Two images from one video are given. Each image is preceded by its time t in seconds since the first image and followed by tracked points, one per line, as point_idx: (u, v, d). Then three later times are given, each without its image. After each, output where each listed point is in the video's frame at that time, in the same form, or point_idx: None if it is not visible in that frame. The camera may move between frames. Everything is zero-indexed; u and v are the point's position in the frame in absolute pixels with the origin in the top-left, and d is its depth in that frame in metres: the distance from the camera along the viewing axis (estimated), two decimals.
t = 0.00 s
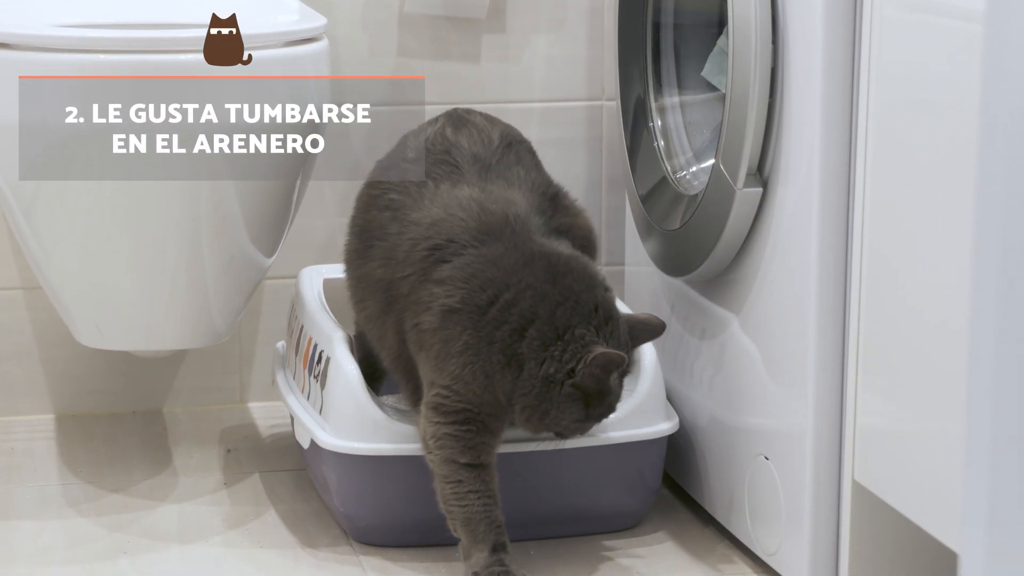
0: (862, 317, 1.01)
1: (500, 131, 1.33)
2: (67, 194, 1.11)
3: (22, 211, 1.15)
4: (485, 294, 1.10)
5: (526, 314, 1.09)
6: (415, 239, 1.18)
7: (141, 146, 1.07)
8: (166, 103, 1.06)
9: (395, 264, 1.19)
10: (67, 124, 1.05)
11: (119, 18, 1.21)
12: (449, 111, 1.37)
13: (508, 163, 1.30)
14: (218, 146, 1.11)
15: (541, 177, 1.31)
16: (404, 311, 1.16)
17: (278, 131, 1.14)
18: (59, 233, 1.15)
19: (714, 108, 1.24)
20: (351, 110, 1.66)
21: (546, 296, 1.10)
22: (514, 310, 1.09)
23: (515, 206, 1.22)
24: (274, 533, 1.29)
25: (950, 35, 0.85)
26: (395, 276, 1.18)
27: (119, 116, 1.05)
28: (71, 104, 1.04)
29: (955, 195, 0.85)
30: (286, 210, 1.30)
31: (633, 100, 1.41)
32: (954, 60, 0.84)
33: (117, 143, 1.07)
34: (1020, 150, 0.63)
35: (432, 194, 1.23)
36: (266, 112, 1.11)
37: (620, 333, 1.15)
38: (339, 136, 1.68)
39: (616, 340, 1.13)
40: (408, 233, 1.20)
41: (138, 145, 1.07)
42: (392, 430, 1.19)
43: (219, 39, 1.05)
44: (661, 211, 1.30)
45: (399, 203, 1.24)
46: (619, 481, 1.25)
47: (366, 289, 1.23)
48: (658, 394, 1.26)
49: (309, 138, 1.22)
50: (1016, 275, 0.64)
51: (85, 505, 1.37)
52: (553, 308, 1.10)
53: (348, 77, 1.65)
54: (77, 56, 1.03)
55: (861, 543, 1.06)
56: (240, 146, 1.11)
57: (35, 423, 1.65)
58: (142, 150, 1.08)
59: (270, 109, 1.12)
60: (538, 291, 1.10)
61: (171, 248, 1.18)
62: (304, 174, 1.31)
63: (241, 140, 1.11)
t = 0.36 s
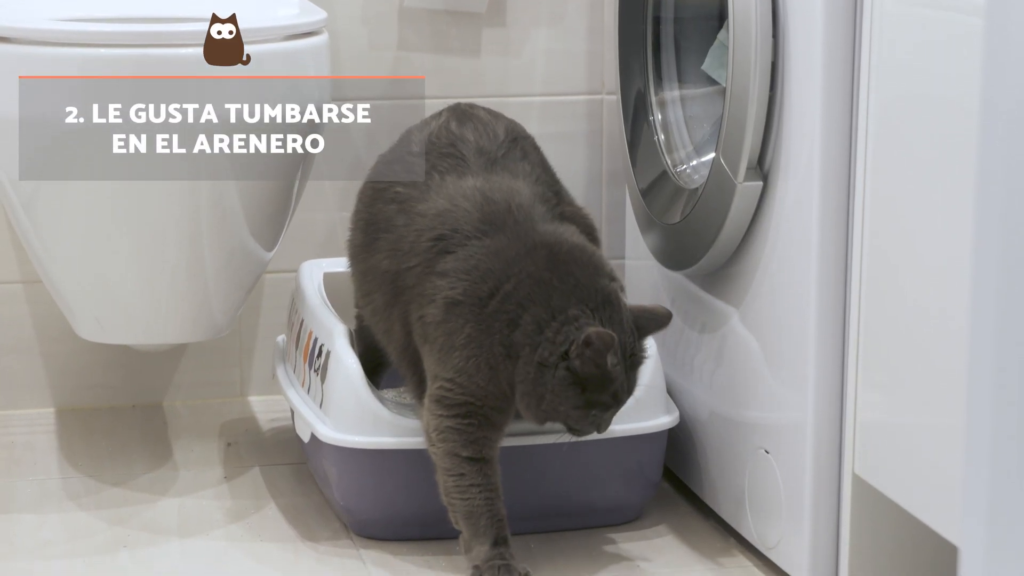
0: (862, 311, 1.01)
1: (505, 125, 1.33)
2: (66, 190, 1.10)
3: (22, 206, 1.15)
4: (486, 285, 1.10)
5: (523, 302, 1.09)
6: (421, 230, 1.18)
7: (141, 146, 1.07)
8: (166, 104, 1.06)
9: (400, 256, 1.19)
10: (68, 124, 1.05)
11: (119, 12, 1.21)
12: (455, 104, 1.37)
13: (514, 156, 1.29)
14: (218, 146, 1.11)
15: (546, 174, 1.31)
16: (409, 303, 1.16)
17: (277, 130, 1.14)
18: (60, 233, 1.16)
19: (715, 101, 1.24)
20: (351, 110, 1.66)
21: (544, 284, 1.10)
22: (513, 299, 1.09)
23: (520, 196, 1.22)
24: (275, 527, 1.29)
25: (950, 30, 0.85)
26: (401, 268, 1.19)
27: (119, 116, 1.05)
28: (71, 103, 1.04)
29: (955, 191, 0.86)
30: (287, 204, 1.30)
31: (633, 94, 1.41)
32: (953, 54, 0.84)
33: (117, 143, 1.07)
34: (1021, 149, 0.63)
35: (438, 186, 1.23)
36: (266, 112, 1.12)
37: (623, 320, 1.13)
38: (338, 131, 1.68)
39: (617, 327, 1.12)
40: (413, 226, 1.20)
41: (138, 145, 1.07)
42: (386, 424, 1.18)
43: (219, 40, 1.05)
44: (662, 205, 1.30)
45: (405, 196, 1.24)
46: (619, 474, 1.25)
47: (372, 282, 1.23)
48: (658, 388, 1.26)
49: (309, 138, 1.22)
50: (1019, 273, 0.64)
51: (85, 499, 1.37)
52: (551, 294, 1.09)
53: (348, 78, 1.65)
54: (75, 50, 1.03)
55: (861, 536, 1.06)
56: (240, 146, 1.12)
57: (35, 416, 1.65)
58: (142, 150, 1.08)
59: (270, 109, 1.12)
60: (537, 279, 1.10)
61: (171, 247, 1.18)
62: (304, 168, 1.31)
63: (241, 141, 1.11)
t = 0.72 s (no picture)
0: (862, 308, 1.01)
1: (509, 124, 1.32)
2: (66, 185, 1.10)
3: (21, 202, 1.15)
4: (484, 277, 1.10)
5: (516, 290, 1.08)
6: (425, 225, 1.19)
7: (141, 146, 1.07)
8: (166, 104, 1.06)
9: (403, 253, 1.19)
10: (67, 124, 1.05)
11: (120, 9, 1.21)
12: (459, 102, 1.37)
13: (521, 158, 1.30)
14: (218, 146, 1.11)
15: (546, 177, 1.32)
16: (411, 299, 1.17)
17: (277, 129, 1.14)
18: (59, 226, 1.16)
19: (715, 97, 1.24)
20: (351, 110, 1.66)
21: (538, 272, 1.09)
22: (508, 288, 1.08)
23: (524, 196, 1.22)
24: (275, 523, 1.29)
25: (951, 25, 0.84)
26: (404, 264, 1.19)
27: (119, 116, 1.05)
28: (70, 104, 1.04)
29: (955, 188, 0.85)
30: (287, 199, 1.29)
31: (633, 89, 1.41)
32: (955, 49, 0.84)
33: (117, 143, 1.07)
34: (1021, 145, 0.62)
35: (443, 183, 1.23)
36: (266, 112, 1.12)
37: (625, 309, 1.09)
38: (339, 126, 1.68)
39: (616, 313, 1.08)
40: (417, 222, 1.20)
41: (138, 145, 1.07)
42: (386, 418, 1.18)
43: (219, 40, 1.05)
44: (662, 200, 1.30)
45: (410, 193, 1.24)
46: (619, 470, 1.25)
47: (377, 279, 1.23)
48: (659, 384, 1.26)
49: (308, 138, 1.24)
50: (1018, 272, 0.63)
51: (85, 495, 1.37)
52: (544, 281, 1.08)
53: (348, 79, 1.65)
54: (73, 44, 1.03)
55: (861, 532, 1.06)
56: (240, 146, 1.12)
57: (36, 412, 1.65)
58: (142, 150, 1.08)
59: (270, 109, 1.12)
60: (532, 268, 1.09)
61: (171, 241, 1.18)
62: (304, 165, 1.30)
63: (241, 141, 1.12)
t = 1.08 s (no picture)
0: (861, 306, 1.01)
1: (513, 123, 1.32)
2: (65, 183, 1.10)
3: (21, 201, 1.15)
4: (480, 272, 1.10)
5: (507, 280, 1.08)
6: (427, 223, 1.19)
7: (141, 147, 1.08)
8: (166, 104, 1.06)
9: (405, 251, 1.20)
10: (67, 123, 1.06)
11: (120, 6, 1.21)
12: (463, 99, 1.37)
13: (526, 159, 1.29)
14: (218, 146, 1.11)
15: (550, 181, 1.32)
16: (411, 297, 1.17)
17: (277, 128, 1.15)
18: (59, 224, 1.16)
19: (714, 94, 1.24)
20: (351, 110, 1.67)
21: (530, 263, 1.08)
22: (501, 281, 1.08)
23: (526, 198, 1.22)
24: (275, 520, 1.30)
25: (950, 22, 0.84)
26: (405, 262, 1.19)
27: (119, 116, 1.05)
28: (70, 104, 1.04)
29: (954, 183, 0.85)
30: (286, 197, 1.29)
31: (633, 86, 1.41)
32: (955, 46, 0.84)
33: (117, 143, 1.07)
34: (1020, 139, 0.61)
35: (446, 182, 1.23)
36: (265, 113, 1.12)
37: (622, 300, 1.06)
38: (339, 124, 1.68)
39: (606, 302, 1.06)
40: (420, 220, 1.20)
41: (138, 145, 1.08)
42: (386, 415, 1.19)
43: (219, 40, 1.05)
44: (661, 197, 1.30)
45: (414, 193, 1.24)
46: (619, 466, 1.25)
47: (380, 279, 1.23)
48: (658, 381, 1.26)
49: (308, 137, 1.24)
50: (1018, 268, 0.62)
51: (85, 492, 1.37)
52: (535, 272, 1.07)
53: (348, 78, 1.65)
54: (73, 42, 1.02)
55: (861, 530, 1.06)
56: (240, 146, 1.12)
57: (35, 409, 1.65)
58: (142, 150, 1.08)
59: (270, 109, 1.12)
60: (524, 259, 1.09)
61: (171, 238, 1.18)
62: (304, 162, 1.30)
63: (241, 141, 1.12)
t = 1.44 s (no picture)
0: (861, 303, 1.01)
1: (518, 122, 1.33)
2: (64, 179, 1.10)
3: (22, 197, 1.15)
4: (477, 266, 1.10)
5: (501, 270, 1.08)
6: (431, 224, 1.20)
7: (141, 146, 1.08)
8: (166, 104, 1.06)
9: (409, 248, 1.20)
10: (67, 123, 1.06)
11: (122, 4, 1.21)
12: (467, 98, 1.37)
13: (532, 160, 1.30)
14: (218, 146, 1.12)
15: (555, 182, 1.32)
16: (413, 296, 1.17)
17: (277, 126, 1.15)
18: (59, 222, 1.16)
19: (714, 92, 1.24)
20: (351, 110, 1.67)
21: (524, 253, 1.08)
22: (495, 272, 1.08)
23: (526, 202, 1.22)
24: (276, 518, 1.30)
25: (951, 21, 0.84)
26: (409, 261, 1.20)
27: (119, 116, 1.05)
28: (70, 104, 1.04)
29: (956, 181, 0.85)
30: (287, 194, 1.29)
31: (634, 84, 1.41)
32: (957, 44, 0.84)
33: (117, 143, 1.07)
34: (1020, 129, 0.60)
35: (451, 181, 1.24)
36: (266, 112, 1.12)
37: (618, 292, 1.05)
38: (339, 124, 1.68)
39: (600, 290, 1.05)
40: (425, 220, 1.21)
41: (138, 145, 1.08)
42: (386, 412, 1.18)
43: (219, 41, 1.05)
44: (662, 195, 1.30)
45: (419, 191, 1.24)
46: (619, 464, 1.25)
47: (385, 278, 1.23)
48: (659, 379, 1.26)
49: (308, 136, 1.24)
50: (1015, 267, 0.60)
51: (86, 489, 1.37)
52: (529, 262, 1.07)
53: (348, 78, 1.65)
54: (73, 40, 1.02)
55: (861, 528, 1.06)
56: (240, 146, 1.13)
57: (36, 407, 1.65)
58: (142, 150, 1.08)
59: (270, 109, 1.12)
60: (519, 250, 1.09)
61: (171, 237, 1.18)
62: (304, 160, 1.30)
63: (241, 140, 1.12)
